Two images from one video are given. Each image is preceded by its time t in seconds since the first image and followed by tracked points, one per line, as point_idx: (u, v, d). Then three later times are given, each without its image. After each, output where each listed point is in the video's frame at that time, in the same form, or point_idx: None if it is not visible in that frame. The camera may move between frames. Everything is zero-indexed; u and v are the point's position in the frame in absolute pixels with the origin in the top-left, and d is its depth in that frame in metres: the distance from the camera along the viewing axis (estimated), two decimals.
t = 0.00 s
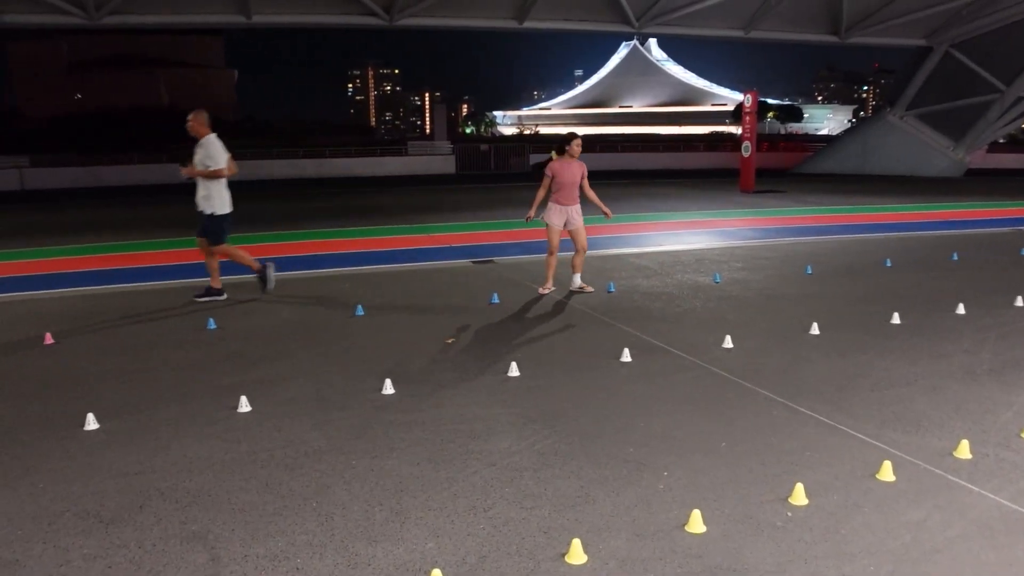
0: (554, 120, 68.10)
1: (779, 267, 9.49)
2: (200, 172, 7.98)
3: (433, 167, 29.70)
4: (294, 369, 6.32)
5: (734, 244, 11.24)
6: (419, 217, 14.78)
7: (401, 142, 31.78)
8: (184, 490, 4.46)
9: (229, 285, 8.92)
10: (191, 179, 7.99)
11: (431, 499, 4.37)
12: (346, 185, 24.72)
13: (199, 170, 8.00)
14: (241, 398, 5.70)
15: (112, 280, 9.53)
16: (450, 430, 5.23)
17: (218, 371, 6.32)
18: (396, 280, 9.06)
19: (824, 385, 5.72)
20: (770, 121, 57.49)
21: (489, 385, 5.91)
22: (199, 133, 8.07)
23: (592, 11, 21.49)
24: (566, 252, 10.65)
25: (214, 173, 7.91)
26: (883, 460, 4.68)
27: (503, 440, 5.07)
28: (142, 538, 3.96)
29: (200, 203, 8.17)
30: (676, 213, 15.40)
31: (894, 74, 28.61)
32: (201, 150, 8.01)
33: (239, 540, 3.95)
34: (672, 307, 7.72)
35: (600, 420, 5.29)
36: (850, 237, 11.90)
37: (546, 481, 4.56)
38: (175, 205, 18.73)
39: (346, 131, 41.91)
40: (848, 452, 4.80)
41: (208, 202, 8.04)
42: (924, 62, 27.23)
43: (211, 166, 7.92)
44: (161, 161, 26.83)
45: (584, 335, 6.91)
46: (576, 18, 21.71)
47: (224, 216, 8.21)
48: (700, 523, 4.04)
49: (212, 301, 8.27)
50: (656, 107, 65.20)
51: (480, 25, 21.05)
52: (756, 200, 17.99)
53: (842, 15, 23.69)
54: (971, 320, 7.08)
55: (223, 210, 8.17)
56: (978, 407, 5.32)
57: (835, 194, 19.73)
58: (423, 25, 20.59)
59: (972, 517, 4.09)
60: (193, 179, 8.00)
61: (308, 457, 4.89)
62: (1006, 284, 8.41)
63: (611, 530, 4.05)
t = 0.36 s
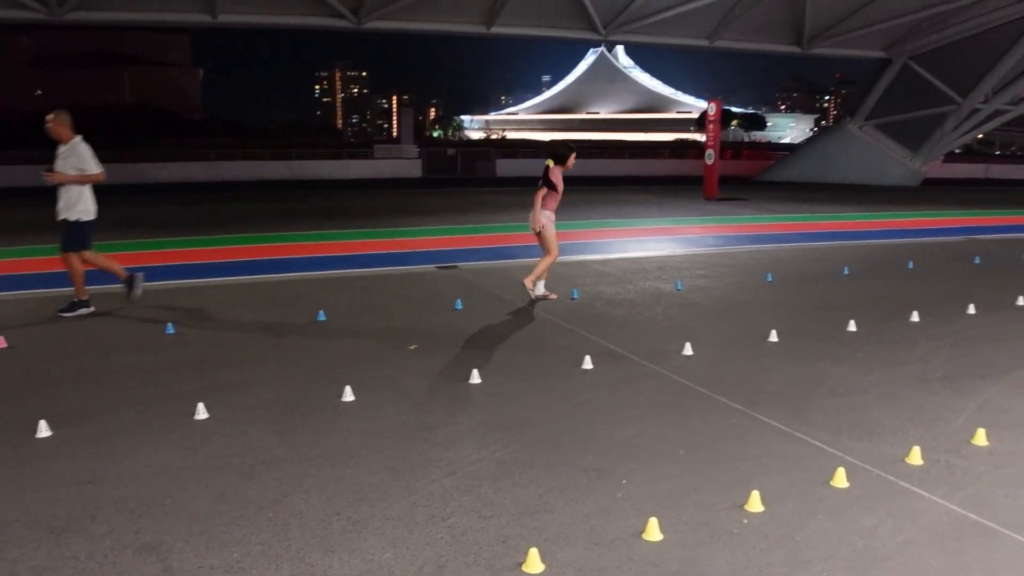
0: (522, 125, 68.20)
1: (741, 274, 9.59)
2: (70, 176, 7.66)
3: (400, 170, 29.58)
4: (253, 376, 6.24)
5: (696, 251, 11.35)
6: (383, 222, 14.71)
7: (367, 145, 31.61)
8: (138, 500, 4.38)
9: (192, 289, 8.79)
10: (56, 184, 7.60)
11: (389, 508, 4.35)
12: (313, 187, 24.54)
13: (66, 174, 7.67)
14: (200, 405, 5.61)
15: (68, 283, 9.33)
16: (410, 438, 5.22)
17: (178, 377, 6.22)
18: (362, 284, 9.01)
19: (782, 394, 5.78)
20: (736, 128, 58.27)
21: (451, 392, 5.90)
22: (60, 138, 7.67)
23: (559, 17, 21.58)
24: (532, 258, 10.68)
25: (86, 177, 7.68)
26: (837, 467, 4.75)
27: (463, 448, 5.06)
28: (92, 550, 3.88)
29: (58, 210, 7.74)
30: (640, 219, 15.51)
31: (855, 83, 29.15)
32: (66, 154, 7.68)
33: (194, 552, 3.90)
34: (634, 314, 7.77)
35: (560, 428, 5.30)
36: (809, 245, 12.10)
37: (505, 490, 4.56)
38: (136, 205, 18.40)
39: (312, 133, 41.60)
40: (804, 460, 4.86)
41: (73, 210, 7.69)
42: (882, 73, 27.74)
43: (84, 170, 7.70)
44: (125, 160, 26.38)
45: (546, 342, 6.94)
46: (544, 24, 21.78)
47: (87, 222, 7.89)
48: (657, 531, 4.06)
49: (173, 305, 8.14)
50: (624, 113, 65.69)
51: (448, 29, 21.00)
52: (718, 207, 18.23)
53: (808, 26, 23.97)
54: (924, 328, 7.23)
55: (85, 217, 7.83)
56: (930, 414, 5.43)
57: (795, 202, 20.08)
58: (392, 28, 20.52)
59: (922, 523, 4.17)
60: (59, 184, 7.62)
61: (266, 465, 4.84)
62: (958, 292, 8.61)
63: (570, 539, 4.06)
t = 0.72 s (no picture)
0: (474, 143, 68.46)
1: (687, 293, 9.71)
2: None
3: (348, 188, 29.35)
4: (193, 398, 6.07)
5: (643, 270, 11.45)
6: (329, 240, 14.54)
7: (316, 163, 31.31)
8: (69, 528, 4.21)
9: (134, 309, 8.55)
10: None
11: (332, 532, 4.25)
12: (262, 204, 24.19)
13: None
14: (138, 429, 5.43)
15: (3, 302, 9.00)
16: (355, 459, 5.12)
17: (115, 400, 6.01)
18: (309, 304, 8.87)
19: (726, 411, 5.83)
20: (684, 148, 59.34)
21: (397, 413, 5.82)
22: None
23: (508, 37, 21.74)
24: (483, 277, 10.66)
25: None
26: (780, 483, 4.79)
27: (409, 469, 4.98)
28: None
29: None
30: (589, 238, 15.59)
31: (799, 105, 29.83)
32: None
33: None
34: (582, 333, 7.80)
35: (506, 448, 5.26)
36: (753, 263, 12.29)
37: (451, 511, 4.49)
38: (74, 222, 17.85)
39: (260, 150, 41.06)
40: (749, 477, 4.89)
41: None
42: (824, 96, 28.44)
43: None
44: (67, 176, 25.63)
45: (495, 362, 6.90)
46: (493, 44, 21.92)
47: None
48: (603, 550, 4.02)
49: (113, 325, 7.91)
50: (574, 132, 66.44)
51: (398, 47, 20.97)
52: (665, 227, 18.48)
53: (752, 49, 24.52)
54: (864, 345, 7.38)
55: None
56: (870, 430, 5.53)
57: (738, 221, 20.47)
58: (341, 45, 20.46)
59: (863, 538, 4.21)
60: None
61: (205, 489, 4.69)
62: (896, 310, 8.83)
63: (515, 560, 4.00)
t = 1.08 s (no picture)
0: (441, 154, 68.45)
1: (652, 302, 9.77)
2: None
3: (314, 199, 29.17)
4: (152, 413, 5.93)
5: (608, 279, 11.50)
6: (292, 251, 14.39)
7: (281, 174, 31.07)
8: (22, 547, 4.07)
9: (92, 322, 8.37)
10: None
11: (295, 547, 4.17)
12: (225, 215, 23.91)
13: None
14: (95, 444, 5.30)
15: None
16: (318, 473, 5.04)
17: (71, 415, 5.86)
18: (273, 315, 8.77)
19: (690, 419, 5.85)
20: (649, 159, 60.01)
21: (361, 425, 5.75)
22: None
23: (473, 48, 21.83)
24: (448, 288, 10.62)
25: None
26: (744, 490, 4.81)
27: (373, 482, 4.92)
28: None
29: None
30: (555, 248, 15.65)
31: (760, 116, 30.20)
32: None
33: None
34: (548, 342, 7.81)
35: (471, 458, 5.22)
36: (717, 272, 12.40)
37: (416, 524, 4.43)
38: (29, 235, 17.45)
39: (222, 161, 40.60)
40: (714, 485, 4.90)
41: None
42: (785, 108, 28.83)
43: None
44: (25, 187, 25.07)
45: (460, 372, 6.86)
46: (458, 54, 22.00)
47: None
48: (568, 560, 3.99)
49: (70, 339, 7.72)
50: (540, 143, 66.84)
51: (363, 57, 20.93)
52: (630, 236, 18.63)
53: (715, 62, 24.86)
54: (826, 353, 7.48)
55: None
56: (832, 436, 5.59)
57: (701, 231, 20.73)
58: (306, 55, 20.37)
59: (826, 543, 4.23)
60: None
61: (164, 506, 4.57)
62: (856, 317, 8.98)
63: (481, 571, 3.96)
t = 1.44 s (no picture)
0: (416, 161, 68.46)
1: (628, 307, 9.81)
2: None
3: (288, 205, 29.02)
4: (123, 423, 5.84)
5: (585, 285, 11.51)
6: (266, 258, 14.29)
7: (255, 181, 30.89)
8: None
9: (62, 331, 8.25)
10: None
11: (268, 557, 4.11)
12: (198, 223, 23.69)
13: None
14: (65, 455, 5.21)
15: None
16: (293, 482, 4.98)
17: (40, 426, 5.75)
18: (246, 323, 8.70)
19: (666, 424, 5.87)
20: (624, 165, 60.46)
21: (335, 433, 5.71)
22: None
23: (448, 55, 21.85)
24: (425, 294, 10.60)
25: None
26: (720, 494, 4.82)
27: (348, 490, 4.87)
28: None
29: None
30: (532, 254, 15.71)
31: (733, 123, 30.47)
32: None
33: None
34: (524, 348, 7.82)
35: (447, 465, 5.19)
36: (691, 277, 12.51)
37: (391, 532, 4.39)
38: None
39: (195, 167, 40.25)
40: (690, 489, 4.90)
41: None
42: (758, 114, 29.01)
43: None
44: None
45: (436, 379, 6.84)
46: (432, 61, 22.00)
47: None
48: (544, 566, 3.96)
49: (39, 349, 7.59)
50: (515, 149, 67.10)
51: (338, 64, 20.87)
52: (605, 241, 18.72)
53: (689, 68, 25.07)
54: (799, 356, 7.55)
55: None
56: (806, 438, 5.63)
57: (675, 236, 20.87)
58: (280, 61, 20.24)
59: (801, 545, 4.25)
60: None
61: (135, 518, 4.49)
62: (829, 321, 9.08)
63: None
